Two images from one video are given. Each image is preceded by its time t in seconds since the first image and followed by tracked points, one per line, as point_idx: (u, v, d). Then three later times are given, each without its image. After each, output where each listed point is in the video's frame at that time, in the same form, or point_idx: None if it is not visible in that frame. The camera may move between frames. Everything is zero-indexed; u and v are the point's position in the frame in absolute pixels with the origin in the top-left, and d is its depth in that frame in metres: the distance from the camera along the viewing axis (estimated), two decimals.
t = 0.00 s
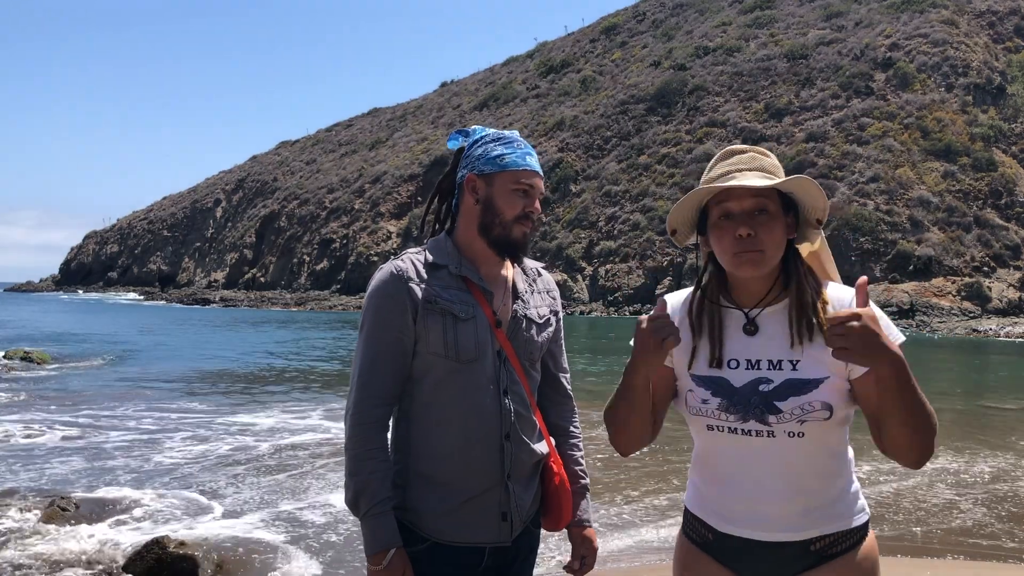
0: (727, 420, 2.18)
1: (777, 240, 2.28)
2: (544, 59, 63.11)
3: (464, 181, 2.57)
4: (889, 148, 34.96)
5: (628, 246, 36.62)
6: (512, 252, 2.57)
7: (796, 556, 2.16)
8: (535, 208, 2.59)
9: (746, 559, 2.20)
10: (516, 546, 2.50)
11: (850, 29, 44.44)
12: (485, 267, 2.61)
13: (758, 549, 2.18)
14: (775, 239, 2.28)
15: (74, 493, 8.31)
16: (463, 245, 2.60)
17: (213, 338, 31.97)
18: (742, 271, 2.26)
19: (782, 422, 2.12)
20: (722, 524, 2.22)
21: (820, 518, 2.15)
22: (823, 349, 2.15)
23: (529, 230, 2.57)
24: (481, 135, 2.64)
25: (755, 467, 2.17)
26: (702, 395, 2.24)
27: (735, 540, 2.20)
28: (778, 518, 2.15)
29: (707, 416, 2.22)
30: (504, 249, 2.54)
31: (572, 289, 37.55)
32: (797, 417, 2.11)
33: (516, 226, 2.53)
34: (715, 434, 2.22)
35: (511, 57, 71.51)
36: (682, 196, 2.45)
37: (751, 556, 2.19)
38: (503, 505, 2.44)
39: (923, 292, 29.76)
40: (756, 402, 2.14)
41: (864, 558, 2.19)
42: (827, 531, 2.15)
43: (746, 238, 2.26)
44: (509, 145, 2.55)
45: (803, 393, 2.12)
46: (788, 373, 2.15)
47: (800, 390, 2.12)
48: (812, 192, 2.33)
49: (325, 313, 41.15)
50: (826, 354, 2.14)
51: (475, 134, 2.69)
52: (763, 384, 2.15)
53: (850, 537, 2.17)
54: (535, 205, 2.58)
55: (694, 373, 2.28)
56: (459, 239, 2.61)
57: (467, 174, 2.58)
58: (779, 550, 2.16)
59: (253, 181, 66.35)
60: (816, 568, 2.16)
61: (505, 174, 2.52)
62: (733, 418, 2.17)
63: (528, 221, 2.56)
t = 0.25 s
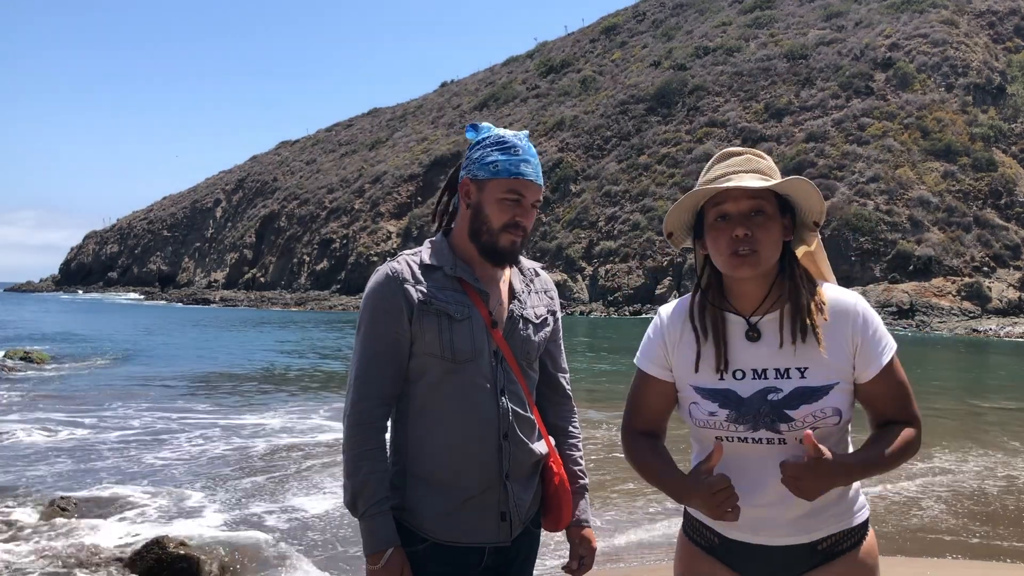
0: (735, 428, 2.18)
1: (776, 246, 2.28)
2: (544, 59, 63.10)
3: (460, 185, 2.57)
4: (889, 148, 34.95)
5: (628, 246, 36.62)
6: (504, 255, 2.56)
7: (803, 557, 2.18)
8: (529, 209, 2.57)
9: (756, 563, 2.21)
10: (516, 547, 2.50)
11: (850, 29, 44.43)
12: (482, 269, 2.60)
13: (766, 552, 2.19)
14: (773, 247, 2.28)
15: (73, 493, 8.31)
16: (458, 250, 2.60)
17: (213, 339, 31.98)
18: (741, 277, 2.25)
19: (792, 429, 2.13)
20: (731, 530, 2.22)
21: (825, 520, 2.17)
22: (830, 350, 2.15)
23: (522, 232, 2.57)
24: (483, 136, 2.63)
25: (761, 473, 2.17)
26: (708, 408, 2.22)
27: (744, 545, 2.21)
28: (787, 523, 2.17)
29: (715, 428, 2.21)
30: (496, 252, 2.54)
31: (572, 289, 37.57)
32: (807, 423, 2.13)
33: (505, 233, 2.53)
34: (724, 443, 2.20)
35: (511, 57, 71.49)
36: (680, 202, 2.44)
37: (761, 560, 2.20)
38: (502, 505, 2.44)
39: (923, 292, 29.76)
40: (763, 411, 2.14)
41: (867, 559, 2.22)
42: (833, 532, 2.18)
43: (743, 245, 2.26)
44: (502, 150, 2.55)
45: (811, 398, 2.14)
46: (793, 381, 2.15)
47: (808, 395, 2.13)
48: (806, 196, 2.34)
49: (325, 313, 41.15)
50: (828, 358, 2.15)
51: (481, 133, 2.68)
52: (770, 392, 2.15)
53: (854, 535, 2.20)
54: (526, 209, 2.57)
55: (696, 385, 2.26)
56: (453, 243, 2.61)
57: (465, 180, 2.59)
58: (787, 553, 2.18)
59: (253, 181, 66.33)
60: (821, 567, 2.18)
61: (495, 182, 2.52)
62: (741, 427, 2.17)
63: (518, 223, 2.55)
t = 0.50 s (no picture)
0: (738, 425, 2.16)
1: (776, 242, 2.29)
2: (544, 59, 63.09)
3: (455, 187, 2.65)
4: (889, 148, 34.95)
5: (628, 246, 36.60)
6: (497, 252, 2.57)
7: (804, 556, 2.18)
8: (516, 199, 2.59)
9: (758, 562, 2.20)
10: (514, 547, 2.50)
11: (850, 29, 44.42)
12: (480, 269, 2.60)
13: (768, 551, 2.19)
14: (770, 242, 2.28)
15: (72, 493, 8.31)
16: (458, 248, 2.60)
17: (213, 339, 31.97)
18: (744, 271, 2.25)
19: (796, 425, 2.12)
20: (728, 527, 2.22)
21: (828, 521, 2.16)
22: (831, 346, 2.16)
23: (512, 226, 2.59)
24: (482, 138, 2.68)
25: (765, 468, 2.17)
26: (711, 403, 2.20)
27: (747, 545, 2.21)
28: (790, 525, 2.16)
29: (718, 424, 2.19)
30: (487, 245, 2.55)
31: (572, 289, 37.57)
32: (812, 420, 2.12)
33: (490, 225, 2.55)
34: (727, 439, 2.19)
35: (511, 57, 71.48)
36: (682, 198, 2.45)
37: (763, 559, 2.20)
38: (500, 506, 2.44)
39: (923, 292, 29.77)
40: (767, 406, 2.13)
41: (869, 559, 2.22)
42: (834, 533, 2.17)
43: (748, 240, 2.26)
44: (489, 148, 2.60)
45: (815, 395, 2.13)
46: (796, 378, 2.14)
47: (813, 394, 2.12)
48: (813, 195, 2.35)
49: (325, 314, 41.14)
50: (830, 356, 2.15)
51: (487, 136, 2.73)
52: (775, 389, 2.13)
53: (857, 535, 2.20)
54: (512, 198, 2.59)
55: (698, 381, 2.24)
56: (453, 242, 2.62)
57: (464, 175, 2.62)
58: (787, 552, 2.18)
59: (253, 181, 66.26)
60: (824, 567, 2.18)
61: (478, 180, 2.58)
62: (746, 423, 2.15)
63: (506, 215, 2.57)
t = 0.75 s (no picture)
0: (734, 414, 2.17)
1: (786, 228, 2.31)
2: (544, 59, 63.10)
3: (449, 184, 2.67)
4: (889, 148, 34.92)
5: (628, 246, 36.58)
6: (497, 242, 2.55)
7: (798, 556, 2.17)
8: (508, 183, 2.58)
9: (752, 556, 2.20)
10: (514, 547, 2.50)
11: (850, 29, 44.41)
12: (483, 266, 2.60)
13: (764, 542, 2.18)
14: (781, 226, 2.31)
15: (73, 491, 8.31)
16: (458, 242, 2.60)
17: (213, 338, 31.99)
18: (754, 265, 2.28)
19: (789, 420, 2.12)
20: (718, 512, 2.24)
21: (824, 514, 2.16)
22: (842, 351, 2.15)
23: (510, 212, 2.57)
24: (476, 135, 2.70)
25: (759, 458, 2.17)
26: (710, 391, 2.23)
27: (744, 538, 2.20)
28: (783, 516, 2.16)
29: (714, 411, 2.21)
30: (485, 235, 2.54)
31: (572, 288, 37.56)
32: (806, 415, 2.12)
33: (489, 214, 2.54)
34: (720, 428, 2.22)
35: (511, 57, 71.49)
36: (705, 172, 2.51)
37: (757, 556, 2.20)
38: (500, 507, 2.43)
39: (923, 292, 29.79)
40: (763, 398, 2.15)
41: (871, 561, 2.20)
42: (829, 529, 2.16)
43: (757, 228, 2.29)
44: (480, 144, 2.61)
45: (810, 389, 2.13)
46: (794, 369, 2.15)
47: (807, 390, 2.13)
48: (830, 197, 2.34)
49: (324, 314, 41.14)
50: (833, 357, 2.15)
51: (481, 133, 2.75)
52: (771, 381, 2.15)
53: (857, 531, 2.20)
54: (503, 186, 2.58)
55: (700, 366, 2.28)
56: (455, 238, 2.62)
57: (458, 171, 2.65)
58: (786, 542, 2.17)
59: (253, 181, 66.19)
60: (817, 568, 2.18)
61: (470, 173, 2.58)
62: (740, 414, 2.17)
63: (500, 202, 2.56)
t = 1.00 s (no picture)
0: (734, 452, 2.21)
1: (757, 275, 2.20)
2: (544, 59, 63.12)
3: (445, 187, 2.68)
4: (889, 148, 34.92)
5: (628, 246, 36.60)
6: (499, 238, 2.56)
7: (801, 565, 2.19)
8: (502, 179, 2.57)
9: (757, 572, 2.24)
10: (516, 546, 2.51)
11: (850, 29, 44.41)
12: (486, 266, 2.62)
13: (768, 556, 2.21)
14: (750, 274, 2.20)
15: (75, 491, 8.34)
16: (459, 241, 2.61)
17: (213, 339, 32.03)
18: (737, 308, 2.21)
19: (787, 459, 2.16)
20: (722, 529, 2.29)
21: (825, 527, 2.17)
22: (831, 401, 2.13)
23: (508, 208, 2.57)
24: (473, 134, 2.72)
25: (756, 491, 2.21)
26: (709, 427, 2.27)
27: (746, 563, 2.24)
28: (789, 526, 2.18)
29: (716, 449, 2.25)
30: (486, 232, 2.54)
31: (572, 288, 37.58)
32: (802, 458, 2.15)
33: (487, 211, 2.54)
34: (721, 461, 2.27)
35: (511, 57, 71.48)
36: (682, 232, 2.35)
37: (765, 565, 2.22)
38: (503, 506, 2.44)
39: (923, 292, 29.83)
40: (760, 438, 2.17)
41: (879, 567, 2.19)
42: (835, 537, 2.17)
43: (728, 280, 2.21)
44: (474, 143, 2.62)
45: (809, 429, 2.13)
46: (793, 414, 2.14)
47: (807, 432, 2.13)
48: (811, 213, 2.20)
49: (325, 314, 41.19)
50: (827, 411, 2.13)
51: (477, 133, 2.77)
52: (769, 421, 2.16)
53: (864, 531, 2.20)
54: (497, 183, 2.57)
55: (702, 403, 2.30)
56: (456, 238, 2.63)
57: (453, 171, 2.65)
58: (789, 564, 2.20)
59: (253, 181, 66.22)
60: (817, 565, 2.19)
61: (467, 170, 2.58)
62: (739, 451, 2.20)
63: (497, 199, 2.55)
